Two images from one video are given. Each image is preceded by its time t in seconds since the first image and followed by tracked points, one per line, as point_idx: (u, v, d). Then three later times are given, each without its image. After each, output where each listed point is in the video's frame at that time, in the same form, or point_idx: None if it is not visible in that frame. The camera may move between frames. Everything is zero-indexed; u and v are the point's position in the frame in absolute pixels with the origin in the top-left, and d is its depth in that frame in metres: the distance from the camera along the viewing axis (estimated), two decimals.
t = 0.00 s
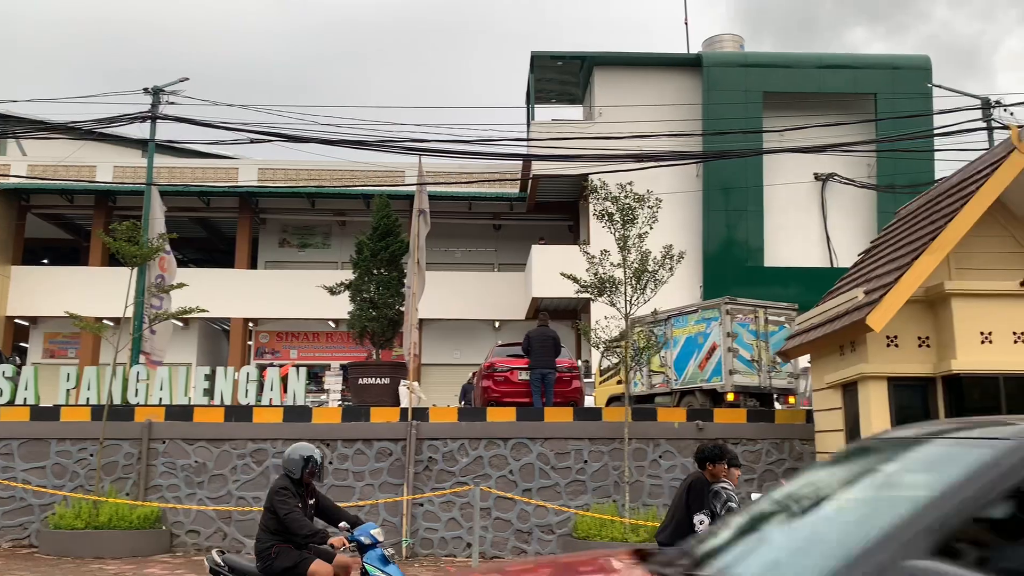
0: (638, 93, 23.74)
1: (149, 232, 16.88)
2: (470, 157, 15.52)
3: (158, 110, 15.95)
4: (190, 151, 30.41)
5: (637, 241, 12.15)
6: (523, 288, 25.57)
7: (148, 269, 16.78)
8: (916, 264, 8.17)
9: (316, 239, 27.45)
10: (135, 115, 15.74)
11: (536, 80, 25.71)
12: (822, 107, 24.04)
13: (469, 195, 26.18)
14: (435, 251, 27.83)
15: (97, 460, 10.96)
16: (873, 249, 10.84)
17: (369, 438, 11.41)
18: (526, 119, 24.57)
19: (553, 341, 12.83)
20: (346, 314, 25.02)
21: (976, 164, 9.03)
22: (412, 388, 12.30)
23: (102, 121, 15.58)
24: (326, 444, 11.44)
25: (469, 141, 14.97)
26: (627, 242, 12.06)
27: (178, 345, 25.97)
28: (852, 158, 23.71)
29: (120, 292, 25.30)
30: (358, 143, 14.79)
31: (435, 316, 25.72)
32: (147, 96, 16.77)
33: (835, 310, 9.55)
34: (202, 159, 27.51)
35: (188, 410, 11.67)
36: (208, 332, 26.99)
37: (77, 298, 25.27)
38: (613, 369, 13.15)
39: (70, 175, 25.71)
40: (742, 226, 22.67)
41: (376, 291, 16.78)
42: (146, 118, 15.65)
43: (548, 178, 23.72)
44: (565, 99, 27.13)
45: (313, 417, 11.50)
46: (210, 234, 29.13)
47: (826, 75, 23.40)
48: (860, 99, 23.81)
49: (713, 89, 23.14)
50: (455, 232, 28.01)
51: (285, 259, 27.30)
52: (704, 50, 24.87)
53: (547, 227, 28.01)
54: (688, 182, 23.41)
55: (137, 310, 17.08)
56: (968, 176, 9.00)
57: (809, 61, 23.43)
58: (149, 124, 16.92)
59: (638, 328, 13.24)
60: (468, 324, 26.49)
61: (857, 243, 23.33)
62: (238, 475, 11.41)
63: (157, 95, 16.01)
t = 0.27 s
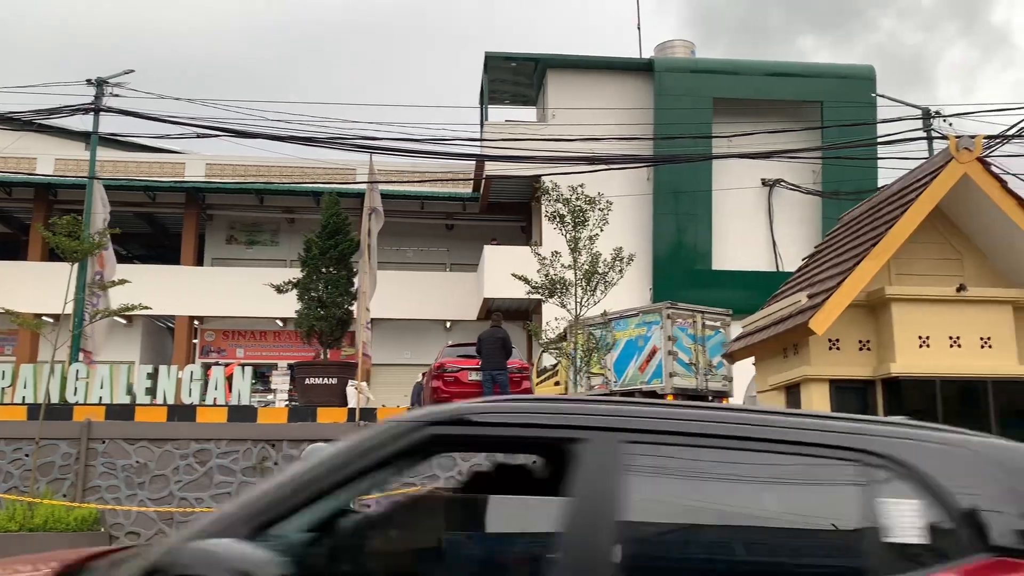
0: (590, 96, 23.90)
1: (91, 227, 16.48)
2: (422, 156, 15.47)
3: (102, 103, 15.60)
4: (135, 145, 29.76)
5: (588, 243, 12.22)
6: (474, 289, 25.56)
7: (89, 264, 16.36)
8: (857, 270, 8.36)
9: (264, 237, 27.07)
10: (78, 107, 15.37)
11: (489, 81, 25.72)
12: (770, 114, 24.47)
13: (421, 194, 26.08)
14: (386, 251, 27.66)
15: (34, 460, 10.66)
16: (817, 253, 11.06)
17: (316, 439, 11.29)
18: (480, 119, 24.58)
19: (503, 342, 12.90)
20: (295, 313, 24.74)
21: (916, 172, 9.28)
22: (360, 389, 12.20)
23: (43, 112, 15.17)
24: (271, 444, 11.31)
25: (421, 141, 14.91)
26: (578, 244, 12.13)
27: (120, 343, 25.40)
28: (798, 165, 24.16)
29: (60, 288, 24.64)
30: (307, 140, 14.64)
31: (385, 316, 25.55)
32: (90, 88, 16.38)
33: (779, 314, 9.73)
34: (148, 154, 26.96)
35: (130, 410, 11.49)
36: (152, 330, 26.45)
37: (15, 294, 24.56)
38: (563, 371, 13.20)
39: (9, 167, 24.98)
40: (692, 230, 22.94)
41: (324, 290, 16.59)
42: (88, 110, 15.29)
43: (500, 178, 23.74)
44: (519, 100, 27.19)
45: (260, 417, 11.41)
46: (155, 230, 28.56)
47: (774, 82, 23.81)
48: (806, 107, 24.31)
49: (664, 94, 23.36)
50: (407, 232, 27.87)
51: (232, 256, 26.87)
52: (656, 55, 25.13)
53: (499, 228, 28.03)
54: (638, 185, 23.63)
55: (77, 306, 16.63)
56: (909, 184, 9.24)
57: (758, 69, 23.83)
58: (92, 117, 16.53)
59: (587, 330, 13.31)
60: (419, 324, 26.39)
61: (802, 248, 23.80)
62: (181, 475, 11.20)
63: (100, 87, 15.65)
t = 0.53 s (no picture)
0: (542, 98, 23.97)
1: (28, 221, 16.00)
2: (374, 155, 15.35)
3: (41, 93, 15.15)
4: (77, 137, 28.97)
5: (539, 244, 12.25)
6: (424, 289, 25.45)
7: (25, 260, 15.87)
8: (801, 273, 8.52)
9: (210, 233, 26.59)
10: (17, 96, 14.90)
11: (443, 80, 25.63)
12: (720, 120, 24.82)
13: (372, 192, 25.89)
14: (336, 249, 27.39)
15: None
16: (763, 258, 11.24)
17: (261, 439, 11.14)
18: (433, 118, 24.49)
19: (460, 343, 12.73)
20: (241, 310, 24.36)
21: (859, 180, 9.49)
22: (307, 389, 12.06)
23: None
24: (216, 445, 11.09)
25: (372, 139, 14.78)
26: (529, 244, 12.14)
27: (60, 340, 24.72)
28: (746, 170, 24.56)
29: None
30: (255, 134, 14.41)
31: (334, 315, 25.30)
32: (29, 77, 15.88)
33: (726, 316, 9.87)
34: (90, 146, 26.27)
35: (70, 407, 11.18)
36: (93, 327, 25.80)
37: None
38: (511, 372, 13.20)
39: None
40: (642, 233, 23.16)
41: (270, 287, 16.39)
42: (27, 100, 14.84)
43: (452, 178, 23.68)
44: (472, 100, 27.15)
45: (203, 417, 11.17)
46: (98, 225, 27.85)
47: (724, 89, 24.16)
48: (754, 113, 24.74)
49: (617, 97, 23.54)
50: (357, 230, 27.64)
51: (177, 252, 26.36)
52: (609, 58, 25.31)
53: (451, 228, 27.94)
54: (590, 187, 23.77)
55: (12, 303, 16.11)
56: (852, 191, 9.45)
57: (709, 75, 24.16)
58: (31, 107, 16.03)
59: (536, 330, 13.34)
60: (368, 324, 26.20)
61: (748, 252, 24.22)
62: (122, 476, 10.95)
63: (41, 76, 15.21)
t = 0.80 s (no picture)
0: (498, 98, 23.98)
1: None
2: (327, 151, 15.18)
3: None
4: (20, 128, 28.20)
5: (493, 244, 12.23)
6: (377, 288, 25.28)
7: None
8: (750, 276, 8.65)
9: (158, 228, 26.09)
10: None
11: (398, 78, 25.49)
12: (673, 124, 25.09)
13: (325, 189, 25.65)
14: (287, 246, 27.06)
15: None
16: (713, 261, 11.39)
17: (207, 438, 10.95)
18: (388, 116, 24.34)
19: (423, 342, 12.72)
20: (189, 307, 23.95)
21: (807, 186, 9.67)
22: (255, 388, 11.88)
23: None
24: (159, 443, 10.87)
25: (325, 136, 14.60)
26: (482, 244, 12.13)
27: None
28: (699, 175, 24.85)
29: None
30: (205, 129, 14.17)
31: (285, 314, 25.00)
32: None
33: (676, 318, 9.98)
34: (34, 137, 25.59)
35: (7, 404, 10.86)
36: (34, 322, 25.13)
37: None
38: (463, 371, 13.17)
39: None
40: (595, 235, 23.29)
41: (218, 285, 16.14)
42: None
43: (407, 177, 23.56)
44: (428, 98, 27.05)
45: (146, 415, 10.93)
46: (40, 218, 27.14)
47: (677, 94, 24.42)
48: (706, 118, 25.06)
49: (571, 100, 23.65)
50: (309, 228, 27.35)
51: (123, 248, 25.81)
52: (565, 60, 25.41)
53: (405, 226, 27.78)
54: (544, 189, 23.83)
55: None
56: (799, 196, 9.62)
57: (663, 80, 24.40)
58: None
59: (489, 330, 13.32)
60: (319, 323, 25.95)
61: (699, 255, 24.53)
62: (60, 476, 10.67)
63: None
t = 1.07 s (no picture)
0: (456, 97, 23.93)
1: None
2: (282, 147, 14.99)
3: None
4: None
5: (449, 243, 12.20)
6: (332, 286, 25.05)
7: None
8: (703, 278, 8.74)
9: (107, 223, 25.55)
10: None
11: (356, 75, 25.29)
12: (631, 127, 25.28)
13: (281, 185, 25.36)
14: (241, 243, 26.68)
15: None
16: (667, 263, 11.50)
17: (154, 437, 10.74)
18: (345, 113, 24.14)
19: (386, 345, 12.77)
20: (137, 304, 23.46)
21: (759, 190, 9.81)
22: (204, 386, 11.69)
23: None
24: (105, 442, 10.64)
25: (280, 131, 14.39)
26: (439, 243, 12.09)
27: None
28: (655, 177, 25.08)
29: None
30: (157, 122, 13.90)
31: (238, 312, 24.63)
32: None
33: (630, 319, 10.06)
34: None
35: None
36: None
37: None
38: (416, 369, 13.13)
39: None
40: (553, 236, 23.36)
41: (168, 281, 15.85)
42: None
43: (363, 174, 23.38)
44: (386, 96, 26.88)
45: (91, 413, 10.68)
46: None
47: (635, 97, 24.61)
48: (663, 122, 25.31)
49: (530, 100, 23.69)
50: (263, 225, 27.00)
51: (71, 243, 25.22)
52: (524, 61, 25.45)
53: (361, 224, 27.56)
54: (502, 189, 23.83)
55: None
56: (752, 200, 9.76)
57: (621, 83, 24.57)
58: None
59: (444, 330, 13.28)
60: (273, 321, 25.63)
61: (654, 257, 24.76)
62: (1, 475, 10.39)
63: None
